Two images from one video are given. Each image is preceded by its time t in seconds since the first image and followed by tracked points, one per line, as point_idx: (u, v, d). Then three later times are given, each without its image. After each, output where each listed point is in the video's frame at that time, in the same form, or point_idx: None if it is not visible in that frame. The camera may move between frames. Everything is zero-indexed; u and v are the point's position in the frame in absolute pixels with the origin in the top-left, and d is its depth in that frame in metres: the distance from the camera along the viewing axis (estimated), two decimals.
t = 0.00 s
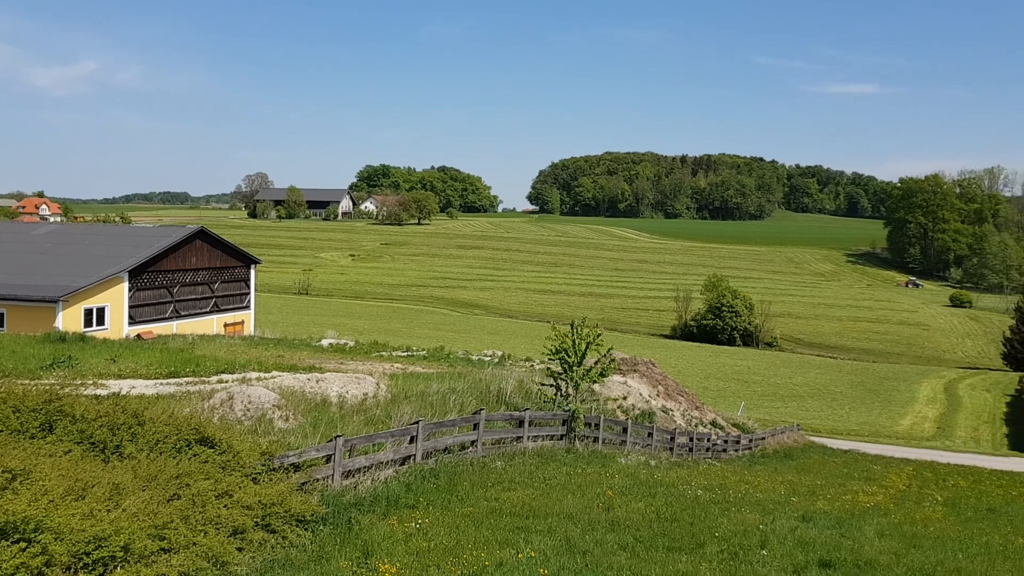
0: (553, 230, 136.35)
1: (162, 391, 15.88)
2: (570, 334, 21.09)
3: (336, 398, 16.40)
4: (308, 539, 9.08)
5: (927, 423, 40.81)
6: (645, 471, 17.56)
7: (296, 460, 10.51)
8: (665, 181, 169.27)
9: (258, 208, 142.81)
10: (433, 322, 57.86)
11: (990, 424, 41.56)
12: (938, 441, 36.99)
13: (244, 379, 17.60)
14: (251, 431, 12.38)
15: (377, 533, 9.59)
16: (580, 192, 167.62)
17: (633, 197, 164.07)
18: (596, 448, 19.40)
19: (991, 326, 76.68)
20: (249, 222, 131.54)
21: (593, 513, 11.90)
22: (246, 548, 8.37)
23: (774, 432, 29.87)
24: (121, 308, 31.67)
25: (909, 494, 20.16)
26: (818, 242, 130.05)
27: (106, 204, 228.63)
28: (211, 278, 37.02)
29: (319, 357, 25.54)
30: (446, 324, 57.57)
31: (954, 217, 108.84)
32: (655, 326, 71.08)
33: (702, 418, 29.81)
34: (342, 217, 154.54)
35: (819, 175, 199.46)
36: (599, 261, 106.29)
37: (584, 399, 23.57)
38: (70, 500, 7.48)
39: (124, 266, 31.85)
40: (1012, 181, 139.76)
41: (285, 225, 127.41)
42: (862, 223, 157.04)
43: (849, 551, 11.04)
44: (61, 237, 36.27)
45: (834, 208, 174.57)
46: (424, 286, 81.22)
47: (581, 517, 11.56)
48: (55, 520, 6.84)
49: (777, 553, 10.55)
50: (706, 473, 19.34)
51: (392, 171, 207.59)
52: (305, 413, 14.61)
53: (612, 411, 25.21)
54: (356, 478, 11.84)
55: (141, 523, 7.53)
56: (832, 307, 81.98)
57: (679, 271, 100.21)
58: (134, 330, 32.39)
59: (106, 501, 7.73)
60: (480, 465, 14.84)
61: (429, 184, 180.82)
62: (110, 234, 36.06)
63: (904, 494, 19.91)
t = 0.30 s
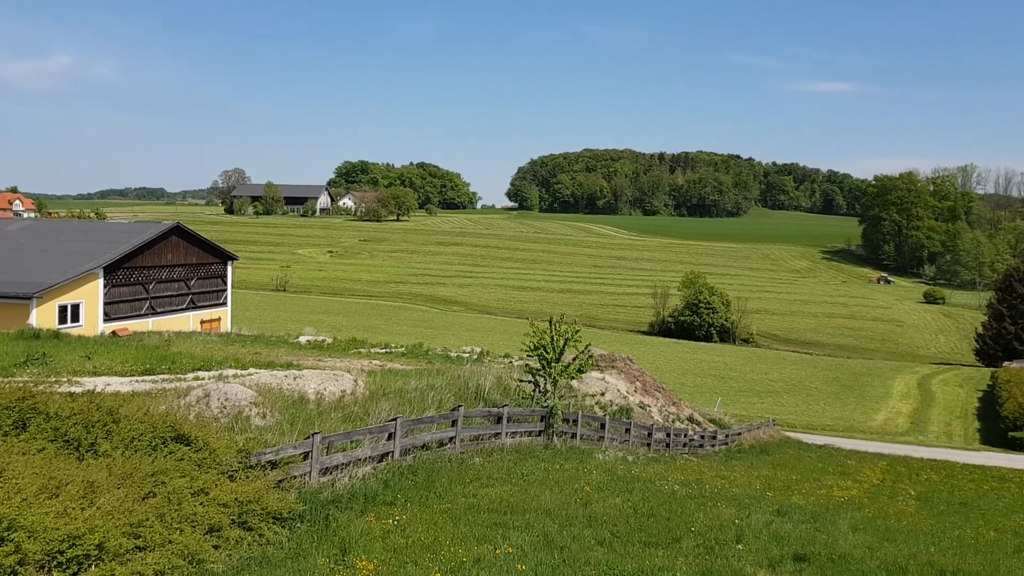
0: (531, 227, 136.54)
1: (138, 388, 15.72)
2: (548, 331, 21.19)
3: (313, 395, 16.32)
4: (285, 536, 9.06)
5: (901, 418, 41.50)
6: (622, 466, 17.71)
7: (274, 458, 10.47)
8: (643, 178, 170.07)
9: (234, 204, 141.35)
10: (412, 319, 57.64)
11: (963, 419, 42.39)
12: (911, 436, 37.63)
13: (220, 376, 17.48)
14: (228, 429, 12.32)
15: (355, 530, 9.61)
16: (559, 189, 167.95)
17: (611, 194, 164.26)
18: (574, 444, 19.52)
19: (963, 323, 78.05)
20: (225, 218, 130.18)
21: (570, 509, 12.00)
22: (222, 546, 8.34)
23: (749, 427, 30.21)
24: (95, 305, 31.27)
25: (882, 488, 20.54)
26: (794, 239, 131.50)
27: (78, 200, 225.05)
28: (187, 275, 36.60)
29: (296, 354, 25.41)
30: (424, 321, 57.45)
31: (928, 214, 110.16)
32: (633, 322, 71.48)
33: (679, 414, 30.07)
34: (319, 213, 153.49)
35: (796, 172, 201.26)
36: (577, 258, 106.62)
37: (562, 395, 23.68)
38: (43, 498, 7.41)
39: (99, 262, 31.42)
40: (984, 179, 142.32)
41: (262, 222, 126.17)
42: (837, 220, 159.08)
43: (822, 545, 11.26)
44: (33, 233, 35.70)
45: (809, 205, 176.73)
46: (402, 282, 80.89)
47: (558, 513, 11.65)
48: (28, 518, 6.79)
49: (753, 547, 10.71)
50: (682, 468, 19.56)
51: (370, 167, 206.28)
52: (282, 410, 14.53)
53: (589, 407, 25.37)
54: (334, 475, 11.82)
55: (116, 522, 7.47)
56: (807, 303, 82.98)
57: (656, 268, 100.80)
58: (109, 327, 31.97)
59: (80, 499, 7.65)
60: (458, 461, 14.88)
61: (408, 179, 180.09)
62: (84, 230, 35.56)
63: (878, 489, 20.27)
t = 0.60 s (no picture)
0: (507, 222, 136.58)
1: (110, 385, 15.52)
2: (524, 325, 21.27)
3: (288, 391, 16.22)
4: (259, 532, 9.05)
5: (872, 410, 42.28)
6: (597, 459, 17.87)
7: (248, 454, 10.45)
8: (618, 173, 170.85)
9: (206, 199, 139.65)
10: (388, 314, 57.45)
11: (932, 411, 43.32)
12: (882, 428, 38.36)
13: (194, 373, 17.31)
14: (202, 425, 12.23)
15: (329, 525, 9.61)
16: (534, 184, 168.18)
17: (586, 189, 164.38)
18: (550, 438, 19.66)
19: (932, 316, 79.60)
20: (197, 213, 128.57)
21: (545, 502, 12.11)
22: (196, 542, 8.31)
23: (723, 420, 30.60)
24: (66, 301, 30.84)
25: (853, 480, 20.94)
26: (767, 233, 133.04)
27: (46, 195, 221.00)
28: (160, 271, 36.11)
29: (270, 350, 25.24)
30: (400, 316, 57.30)
31: (899, 209, 111.92)
32: (608, 316, 71.88)
33: (653, 407, 30.37)
34: (294, 208, 152.22)
35: (769, 167, 203.31)
36: (552, 252, 106.96)
37: (538, 389, 23.82)
38: (12, 497, 7.33)
39: (70, 258, 30.96)
40: (953, 174, 144.97)
41: (235, 216, 124.74)
42: (809, 215, 161.18)
43: (794, 536, 11.48)
44: (2, 228, 35.07)
45: (782, 200, 178.90)
46: (378, 277, 80.54)
47: (534, 506, 11.74)
48: None
49: (726, 539, 10.89)
50: (656, 461, 19.78)
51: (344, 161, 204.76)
52: (256, 406, 14.46)
53: (565, 401, 25.56)
54: (308, 471, 11.80)
55: (86, 519, 7.39)
56: (780, 297, 84.05)
57: (631, 262, 101.44)
58: (80, 324, 31.52)
59: (50, 498, 7.58)
60: (434, 456, 14.91)
61: (383, 174, 179.10)
62: (54, 225, 34.98)
63: (849, 480, 20.68)
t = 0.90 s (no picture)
0: (481, 220, 136.46)
1: (78, 385, 15.27)
2: (498, 323, 21.31)
3: (260, 390, 16.11)
4: (231, 532, 9.01)
5: (842, 406, 43.00)
6: (571, 456, 17.98)
7: (219, 453, 10.37)
8: (592, 171, 171.55)
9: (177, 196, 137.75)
10: (362, 312, 57.12)
11: (901, 406, 44.16)
12: (852, 423, 39.04)
13: (165, 371, 17.14)
14: (173, 424, 12.12)
15: (302, 525, 9.58)
16: (509, 181, 168.24)
17: (560, 186, 165.24)
18: (524, 436, 19.73)
19: (901, 312, 81.08)
20: (167, 210, 126.73)
21: (519, 499, 12.18)
22: (167, 544, 8.26)
23: (696, 416, 30.92)
24: (34, 300, 30.29)
25: (824, 474, 21.31)
26: (739, 231, 134.47)
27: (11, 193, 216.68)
28: (130, 269, 35.55)
29: (243, 349, 25.00)
30: (374, 314, 57.05)
31: (868, 207, 113.76)
32: (583, 313, 72.21)
33: (627, 404, 30.59)
34: (266, 205, 150.68)
35: (741, 165, 205.38)
36: (527, 250, 107.10)
37: (512, 387, 23.91)
38: None
39: (38, 255, 30.42)
40: (921, 173, 147.92)
41: (206, 214, 123.20)
42: (780, 212, 163.16)
43: (765, 531, 11.67)
44: None
45: (754, 197, 180.92)
46: (351, 275, 80.02)
47: (507, 504, 11.82)
48: None
49: (698, 534, 11.05)
50: (630, 458, 19.96)
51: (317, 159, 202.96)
52: (228, 406, 14.35)
53: (539, 398, 25.65)
54: (280, 470, 11.74)
55: (55, 521, 7.30)
56: (752, 294, 85.09)
57: (605, 260, 101.97)
58: (49, 323, 30.94)
59: (18, 499, 7.48)
60: (408, 454, 14.92)
61: (356, 171, 177.99)
62: (21, 223, 34.31)
63: (820, 475, 21.02)
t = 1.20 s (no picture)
0: (449, 217, 136.09)
1: (37, 385, 14.95)
2: (466, 320, 21.34)
3: (225, 389, 15.96)
4: (196, 533, 8.96)
5: (806, 400, 43.87)
6: (539, 453, 18.10)
7: (183, 453, 10.28)
8: (559, 168, 172.07)
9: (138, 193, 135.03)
10: (329, 310, 56.61)
11: (863, 400, 45.19)
12: (815, 417, 39.85)
13: (128, 371, 16.90)
14: (136, 424, 11.95)
15: (269, 524, 9.56)
16: (476, 178, 167.99)
17: (528, 183, 165.61)
18: (492, 432, 19.83)
19: (862, 308, 82.86)
20: (127, 208, 124.15)
21: (487, 496, 12.28)
22: (131, 544, 8.19)
23: (663, 412, 31.31)
24: None
25: (789, 468, 21.75)
26: (704, 228, 136.11)
27: None
28: (92, 267, 34.80)
29: (209, 348, 24.68)
30: (341, 311, 56.61)
31: (830, 204, 115.95)
32: (550, 310, 72.51)
33: (594, 400, 30.84)
34: (230, 202, 148.45)
35: (706, 163, 207.36)
36: (494, 247, 107.10)
37: (480, 384, 24.00)
38: None
39: None
40: (882, 171, 151.18)
41: (168, 211, 120.95)
42: (744, 209, 165.49)
43: (730, 524, 11.92)
44: None
45: (719, 194, 183.11)
46: (318, 273, 79.26)
47: (475, 500, 11.89)
48: None
49: (664, 528, 11.25)
50: (597, 453, 20.16)
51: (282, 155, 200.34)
52: (192, 405, 14.19)
53: (507, 395, 25.80)
54: (246, 470, 11.67)
55: (14, 524, 7.18)
56: (718, 291, 86.25)
57: (572, 257, 102.45)
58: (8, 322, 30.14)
59: None
60: (375, 452, 14.91)
61: (323, 168, 176.28)
62: None
63: (784, 468, 21.48)
